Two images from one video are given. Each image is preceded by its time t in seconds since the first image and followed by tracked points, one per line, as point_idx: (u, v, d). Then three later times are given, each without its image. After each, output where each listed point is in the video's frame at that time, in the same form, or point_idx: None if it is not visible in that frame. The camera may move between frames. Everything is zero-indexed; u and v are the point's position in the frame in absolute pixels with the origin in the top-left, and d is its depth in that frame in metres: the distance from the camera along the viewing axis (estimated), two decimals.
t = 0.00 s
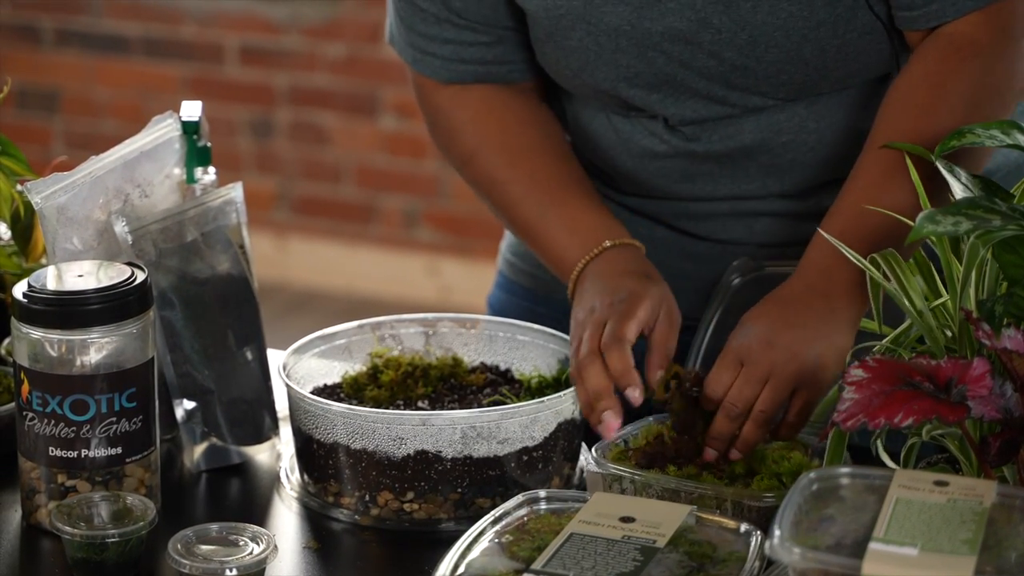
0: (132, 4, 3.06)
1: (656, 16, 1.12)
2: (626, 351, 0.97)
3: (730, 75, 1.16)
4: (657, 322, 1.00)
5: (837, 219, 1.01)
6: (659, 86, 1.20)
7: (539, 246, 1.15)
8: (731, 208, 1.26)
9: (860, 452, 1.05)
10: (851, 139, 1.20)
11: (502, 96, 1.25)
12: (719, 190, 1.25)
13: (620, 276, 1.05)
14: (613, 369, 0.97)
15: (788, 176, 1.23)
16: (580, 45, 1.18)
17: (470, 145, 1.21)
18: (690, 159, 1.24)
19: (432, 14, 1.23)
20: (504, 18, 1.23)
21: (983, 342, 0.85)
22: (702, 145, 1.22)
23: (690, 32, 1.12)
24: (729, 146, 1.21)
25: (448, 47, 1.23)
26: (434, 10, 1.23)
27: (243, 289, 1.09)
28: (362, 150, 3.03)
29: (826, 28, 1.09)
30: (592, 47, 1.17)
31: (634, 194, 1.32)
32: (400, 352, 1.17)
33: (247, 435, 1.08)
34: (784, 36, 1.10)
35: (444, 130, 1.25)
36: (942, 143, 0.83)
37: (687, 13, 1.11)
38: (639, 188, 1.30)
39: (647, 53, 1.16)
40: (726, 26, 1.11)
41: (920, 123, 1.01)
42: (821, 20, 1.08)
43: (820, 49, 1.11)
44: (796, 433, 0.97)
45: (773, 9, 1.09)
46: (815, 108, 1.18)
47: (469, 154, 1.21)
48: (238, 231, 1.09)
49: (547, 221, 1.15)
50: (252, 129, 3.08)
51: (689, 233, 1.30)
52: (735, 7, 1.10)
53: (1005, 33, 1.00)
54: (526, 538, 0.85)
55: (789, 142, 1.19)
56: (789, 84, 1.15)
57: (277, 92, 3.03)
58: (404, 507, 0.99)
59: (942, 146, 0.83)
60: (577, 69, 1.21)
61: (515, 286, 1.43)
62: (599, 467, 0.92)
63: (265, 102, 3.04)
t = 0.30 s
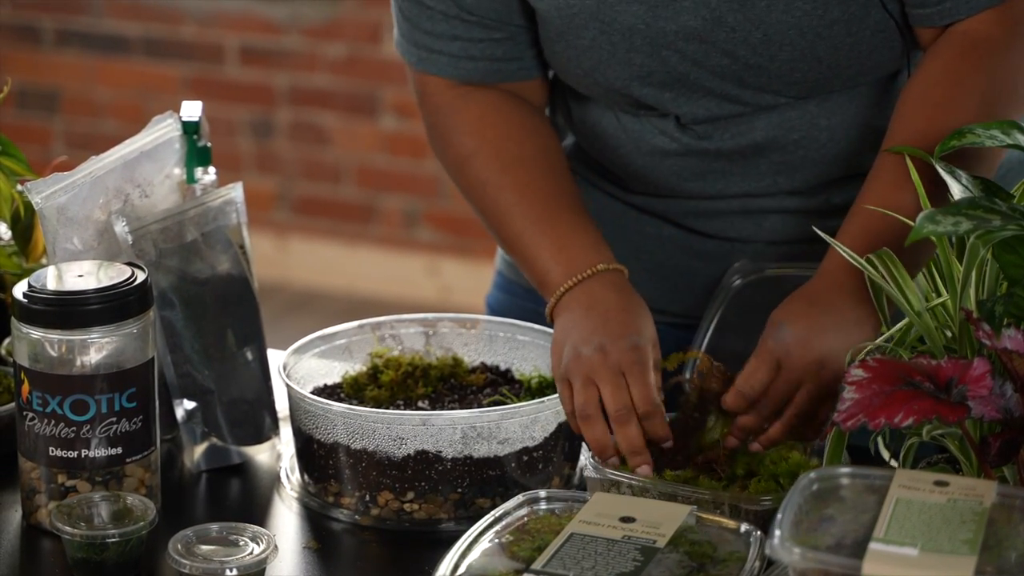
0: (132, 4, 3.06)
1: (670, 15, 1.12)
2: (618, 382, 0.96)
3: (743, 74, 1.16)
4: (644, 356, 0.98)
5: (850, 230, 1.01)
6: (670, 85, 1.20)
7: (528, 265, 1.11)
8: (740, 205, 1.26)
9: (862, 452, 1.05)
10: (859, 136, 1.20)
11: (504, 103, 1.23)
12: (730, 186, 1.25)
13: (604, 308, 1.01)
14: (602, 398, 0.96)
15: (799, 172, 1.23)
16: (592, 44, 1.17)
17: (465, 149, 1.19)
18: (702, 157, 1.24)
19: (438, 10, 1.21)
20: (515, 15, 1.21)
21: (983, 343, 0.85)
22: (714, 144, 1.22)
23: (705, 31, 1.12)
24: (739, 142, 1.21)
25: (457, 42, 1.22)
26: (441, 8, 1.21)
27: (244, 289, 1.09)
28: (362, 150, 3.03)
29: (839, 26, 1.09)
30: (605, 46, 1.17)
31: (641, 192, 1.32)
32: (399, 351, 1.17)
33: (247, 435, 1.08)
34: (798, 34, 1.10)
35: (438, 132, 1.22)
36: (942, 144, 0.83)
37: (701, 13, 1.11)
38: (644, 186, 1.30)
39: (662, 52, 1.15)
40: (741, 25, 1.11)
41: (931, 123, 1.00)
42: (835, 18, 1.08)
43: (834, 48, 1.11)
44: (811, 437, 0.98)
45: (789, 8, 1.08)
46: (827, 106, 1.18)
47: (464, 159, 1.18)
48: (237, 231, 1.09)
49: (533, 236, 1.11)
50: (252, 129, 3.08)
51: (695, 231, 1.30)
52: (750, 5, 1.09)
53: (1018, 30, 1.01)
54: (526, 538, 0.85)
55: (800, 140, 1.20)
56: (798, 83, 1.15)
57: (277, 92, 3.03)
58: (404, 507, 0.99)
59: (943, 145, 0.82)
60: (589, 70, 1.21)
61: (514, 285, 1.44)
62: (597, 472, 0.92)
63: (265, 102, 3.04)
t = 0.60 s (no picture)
0: (133, 4, 3.06)
1: (676, 17, 1.12)
2: (635, 395, 0.96)
3: (748, 75, 1.16)
4: (660, 368, 0.97)
5: (855, 232, 1.01)
6: (675, 85, 1.20)
7: (533, 274, 1.11)
8: (742, 203, 1.26)
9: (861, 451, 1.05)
10: (860, 134, 1.20)
11: (508, 102, 1.22)
12: (734, 185, 1.25)
13: (612, 319, 1.01)
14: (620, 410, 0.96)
15: (803, 171, 1.23)
16: (597, 45, 1.17)
17: (471, 152, 1.18)
18: (705, 156, 1.24)
19: (446, 9, 1.21)
20: (524, 14, 1.22)
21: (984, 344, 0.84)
22: (717, 144, 1.22)
23: (710, 32, 1.12)
24: (743, 142, 1.21)
25: (466, 40, 1.21)
26: (450, 6, 1.21)
27: (244, 290, 1.09)
28: (363, 150, 3.03)
29: (844, 26, 1.09)
30: (610, 47, 1.17)
31: (644, 190, 1.32)
32: (400, 352, 1.17)
33: (247, 435, 1.09)
34: (802, 34, 1.10)
35: (441, 132, 1.22)
36: (942, 144, 0.83)
37: (707, 13, 1.11)
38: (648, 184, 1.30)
39: (668, 53, 1.15)
40: (746, 26, 1.11)
41: (928, 123, 1.00)
42: (840, 20, 1.08)
43: (837, 48, 1.11)
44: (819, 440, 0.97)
45: (794, 8, 1.08)
46: (829, 106, 1.18)
47: (469, 162, 1.18)
48: (238, 231, 1.09)
49: (538, 246, 1.10)
50: (252, 129, 3.08)
51: (697, 228, 1.30)
52: (755, 7, 1.09)
53: (1008, 32, 1.01)
54: (526, 538, 0.85)
55: (804, 140, 1.20)
56: (802, 83, 1.15)
57: (277, 92, 3.03)
58: (404, 507, 0.99)
59: (943, 146, 0.82)
60: (593, 69, 1.21)
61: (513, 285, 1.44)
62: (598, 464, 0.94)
63: (266, 102, 3.04)
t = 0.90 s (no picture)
0: (133, 4, 3.06)
1: (672, 14, 1.12)
2: (639, 385, 0.97)
3: (743, 73, 1.16)
4: (659, 356, 0.98)
5: (851, 230, 1.01)
6: (669, 83, 1.19)
7: (523, 270, 1.11)
8: (737, 200, 1.26)
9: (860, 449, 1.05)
10: (858, 131, 1.20)
11: (500, 97, 1.22)
12: (729, 182, 1.25)
13: (604, 314, 1.02)
14: (628, 399, 0.96)
15: (798, 169, 1.23)
16: (594, 43, 1.17)
17: (464, 148, 1.18)
18: (701, 153, 1.24)
19: (442, 5, 1.21)
20: (518, 11, 1.21)
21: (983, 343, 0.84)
22: (712, 140, 1.22)
23: (705, 30, 1.12)
24: (738, 140, 1.22)
25: (458, 36, 1.21)
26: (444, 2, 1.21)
27: (244, 289, 1.09)
28: (363, 149, 3.03)
29: (839, 25, 1.09)
30: (606, 44, 1.17)
31: (639, 187, 1.32)
32: (400, 351, 1.17)
33: (247, 434, 1.09)
34: (797, 33, 1.10)
35: (437, 129, 1.21)
36: (942, 144, 0.83)
37: (702, 11, 1.11)
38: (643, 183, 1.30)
39: (663, 50, 1.15)
40: (741, 24, 1.11)
41: (926, 121, 1.00)
42: (835, 19, 1.08)
43: (833, 46, 1.11)
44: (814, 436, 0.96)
45: (790, 7, 1.08)
46: (824, 104, 1.18)
47: (461, 157, 1.18)
48: (238, 230, 1.09)
49: (528, 241, 1.10)
50: (252, 128, 3.08)
51: (693, 226, 1.30)
52: (751, 5, 1.09)
53: (1006, 30, 1.01)
54: (527, 538, 0.85)
55: (798, 138, 1.20)
56: (798, 81, 1.15)
57: (278, 92, 3.03)
58: (404, 506, 0.99)
59: (943, 144, 0.82)
60: (589, 67, 1.21)
61: (513, 283, 1.44)
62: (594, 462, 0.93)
63: (266, 102, 3.04)
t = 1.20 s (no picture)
0: (132, 2, 3.06)
1: (664, 9, 1.12)
2: (632, 390, 0.97)
3: (735, 67, 1.16)
4: (654, 359, 0.98)
5: (850, 229, 1.01)
6: (661, 77, 1.19)
7: (521, 262, 1.10)
8: (730, 195, 1.26)
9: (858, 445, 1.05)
10: (852, 127, 1.20)
11: (496, 91, 1.22)
12: (722, 176, 1.25)
13: (600, 307, 1.01)
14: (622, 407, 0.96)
15: (791, 163, 1.23)
16: (586, 36, 1.17)
17: (461, 141, 1.18)
18: (693, 148, 1.24)
19: None
20: (512, 5, 1.21)
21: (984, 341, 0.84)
22: (704, 135, 1.22)
23: (697, 24, 1.12)
24: (732, 136, 1.22)
25: (455, 29, 1.21)
26: None
27: (244, 287, 1.09)
28: (362, 148, 3.03)
29: (831, 20, 1.09)
30: (598, 38, 1.17)
31: (631, 183, 1.32)
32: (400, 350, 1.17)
33: (247, 433, 1.09)
34: (790, 28, 1.10)
35: (434, 123, 1.21)
36: (943, 143, 0.83)
37: (694, 6, 1.11)
38: (639, 180, 1.30)
39: (655, 45, 1.15)
40: (733, 18, 1.11)
41: (920, 115, 1.00)
42: (827, 14, 1.08)
43: (825, 41, 1.11)
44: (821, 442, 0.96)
45: (783, 3, 1.08)
46: (815, 98, 1.18)
47: (458, 152, 1.18)
48: (238, 229, 1.08)
49: (525, 234, 1.10)
50: (252, 127, 3.08)
51: (687, 222, 1.30)
52: None
53: (997, 25, 1.01)
54: (527, 536, 0.85)
55: (791, 133, 1.20)
56: (791, 76, 1.15)
57: (277, 90, 3.03)
58: (404, 504, 0.99)
59: (944, 142, 0.82)
60: (581, 60, 1.20)
61: (513, 281, 1.44)
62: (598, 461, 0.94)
63: (265, 100, 3.04)
